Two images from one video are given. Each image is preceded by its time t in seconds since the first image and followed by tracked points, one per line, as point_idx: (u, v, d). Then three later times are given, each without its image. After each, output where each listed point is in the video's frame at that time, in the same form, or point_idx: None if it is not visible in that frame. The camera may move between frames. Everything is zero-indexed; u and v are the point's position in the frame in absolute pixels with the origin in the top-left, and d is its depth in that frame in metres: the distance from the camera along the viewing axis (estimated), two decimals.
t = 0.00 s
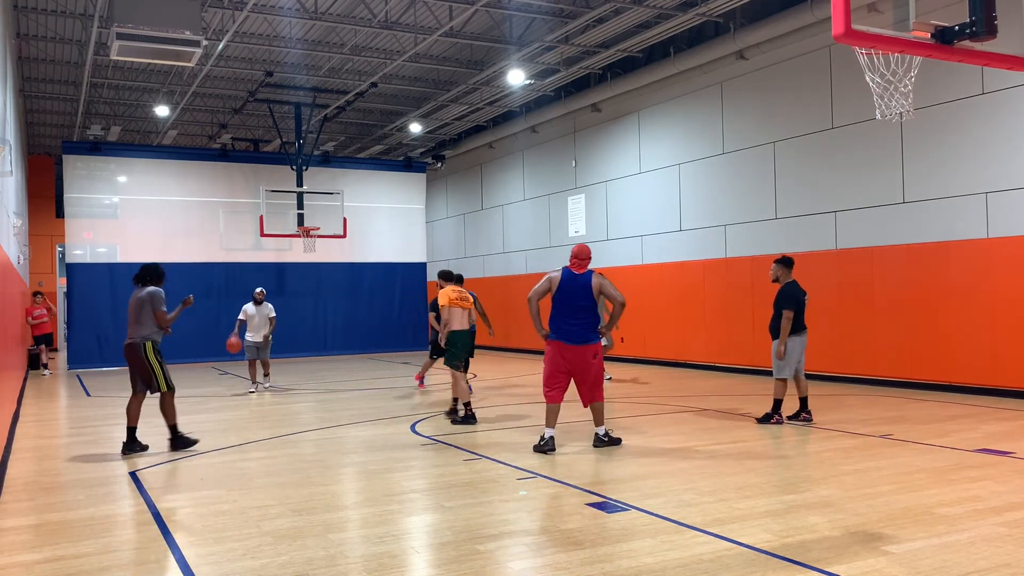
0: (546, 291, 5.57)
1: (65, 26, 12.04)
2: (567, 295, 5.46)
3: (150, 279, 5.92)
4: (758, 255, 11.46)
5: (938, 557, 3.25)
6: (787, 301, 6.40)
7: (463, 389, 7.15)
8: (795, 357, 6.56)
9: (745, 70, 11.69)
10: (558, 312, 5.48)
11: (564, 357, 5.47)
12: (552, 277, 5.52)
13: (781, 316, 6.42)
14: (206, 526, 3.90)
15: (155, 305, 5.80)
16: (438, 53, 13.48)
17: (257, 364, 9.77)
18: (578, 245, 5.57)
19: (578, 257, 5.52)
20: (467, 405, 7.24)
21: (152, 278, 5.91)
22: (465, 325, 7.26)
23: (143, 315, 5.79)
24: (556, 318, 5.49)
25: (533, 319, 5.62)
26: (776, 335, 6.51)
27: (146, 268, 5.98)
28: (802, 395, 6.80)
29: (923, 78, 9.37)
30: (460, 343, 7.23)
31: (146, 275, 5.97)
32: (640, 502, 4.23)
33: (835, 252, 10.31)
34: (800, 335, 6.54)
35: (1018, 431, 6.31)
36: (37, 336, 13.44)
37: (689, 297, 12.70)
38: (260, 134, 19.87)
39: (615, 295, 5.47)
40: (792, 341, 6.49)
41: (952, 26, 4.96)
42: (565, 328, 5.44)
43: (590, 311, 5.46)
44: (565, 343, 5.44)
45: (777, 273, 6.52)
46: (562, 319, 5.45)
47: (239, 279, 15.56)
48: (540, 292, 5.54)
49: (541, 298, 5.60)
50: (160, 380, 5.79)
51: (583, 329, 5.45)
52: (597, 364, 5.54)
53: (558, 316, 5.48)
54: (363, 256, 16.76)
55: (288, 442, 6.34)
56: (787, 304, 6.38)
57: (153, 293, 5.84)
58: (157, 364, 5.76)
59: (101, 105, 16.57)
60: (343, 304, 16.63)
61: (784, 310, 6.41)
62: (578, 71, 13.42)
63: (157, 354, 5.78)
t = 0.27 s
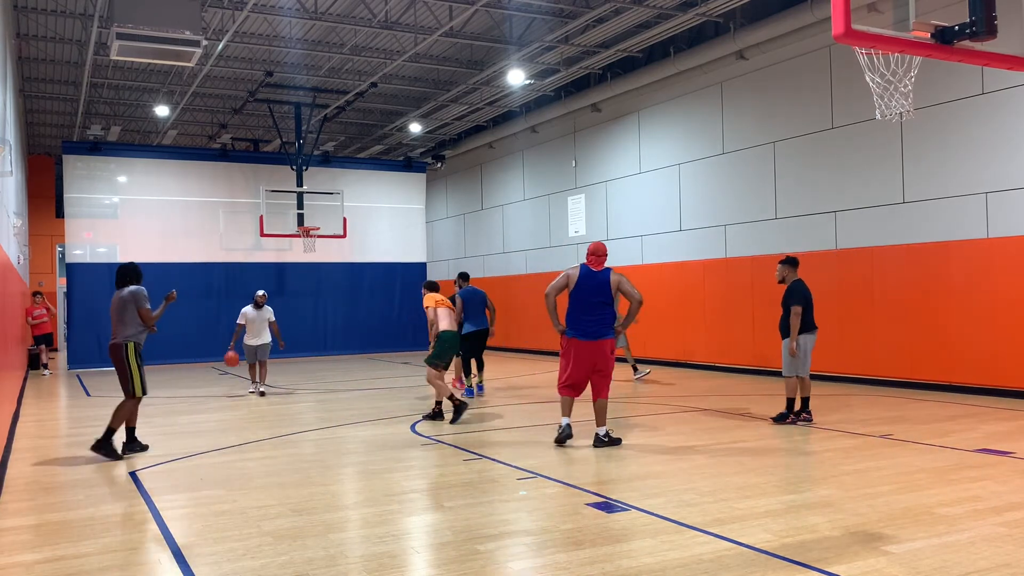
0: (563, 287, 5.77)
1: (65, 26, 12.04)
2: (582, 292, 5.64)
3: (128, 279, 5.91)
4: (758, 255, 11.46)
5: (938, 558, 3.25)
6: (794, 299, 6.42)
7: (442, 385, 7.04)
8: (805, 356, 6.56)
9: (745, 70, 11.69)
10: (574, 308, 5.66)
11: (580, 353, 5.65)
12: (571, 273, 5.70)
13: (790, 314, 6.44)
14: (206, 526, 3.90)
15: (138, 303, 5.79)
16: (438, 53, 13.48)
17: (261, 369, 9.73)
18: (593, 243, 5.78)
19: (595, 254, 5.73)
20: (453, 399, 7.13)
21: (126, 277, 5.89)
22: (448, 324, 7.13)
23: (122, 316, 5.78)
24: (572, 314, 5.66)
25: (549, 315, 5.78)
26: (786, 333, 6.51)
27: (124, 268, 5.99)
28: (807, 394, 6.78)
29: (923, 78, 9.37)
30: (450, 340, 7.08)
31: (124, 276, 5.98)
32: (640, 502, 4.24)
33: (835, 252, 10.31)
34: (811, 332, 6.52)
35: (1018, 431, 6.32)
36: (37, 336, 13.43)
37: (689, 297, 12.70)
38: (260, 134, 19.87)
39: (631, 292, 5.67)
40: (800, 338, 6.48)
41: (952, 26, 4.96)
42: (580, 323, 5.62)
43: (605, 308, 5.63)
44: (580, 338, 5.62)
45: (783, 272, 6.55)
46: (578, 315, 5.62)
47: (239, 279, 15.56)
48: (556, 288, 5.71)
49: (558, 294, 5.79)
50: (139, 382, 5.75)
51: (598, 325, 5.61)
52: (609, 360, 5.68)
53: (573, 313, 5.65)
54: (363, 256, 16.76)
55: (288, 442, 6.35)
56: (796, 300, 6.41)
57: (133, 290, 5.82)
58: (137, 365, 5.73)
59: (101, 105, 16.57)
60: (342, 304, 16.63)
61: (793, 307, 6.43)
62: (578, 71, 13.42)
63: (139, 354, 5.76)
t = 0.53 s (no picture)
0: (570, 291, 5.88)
1: (65, 26, 12.04)
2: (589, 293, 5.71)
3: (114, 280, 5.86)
4: (758, 255, 11.46)
5: (938, 558, 3.25)
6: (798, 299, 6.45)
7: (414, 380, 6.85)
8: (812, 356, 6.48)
9: (745, 70, 11.69)
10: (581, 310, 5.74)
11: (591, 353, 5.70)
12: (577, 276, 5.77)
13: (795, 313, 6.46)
14: (206, 526, 3.90)
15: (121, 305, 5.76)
16: (438, 53, 13.48)
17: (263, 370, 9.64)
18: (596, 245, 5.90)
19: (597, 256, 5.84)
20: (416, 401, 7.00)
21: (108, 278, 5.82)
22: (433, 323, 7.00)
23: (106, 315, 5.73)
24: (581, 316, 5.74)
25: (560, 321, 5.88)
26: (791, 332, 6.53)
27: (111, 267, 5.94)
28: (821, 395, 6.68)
29: (923, 78, 9.37)
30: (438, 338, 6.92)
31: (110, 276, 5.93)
32: (640, 502, 4.24)
33: (835, 252, 10.31)
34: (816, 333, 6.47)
35: (1018, 431, 6.31)
36: (37, 336, 13.43)
37: (689, 297, 12.70)
38: (260, 134, 19.87)
39: (637, 289, 5.74)
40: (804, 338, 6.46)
41: (952, 25, 4.95)
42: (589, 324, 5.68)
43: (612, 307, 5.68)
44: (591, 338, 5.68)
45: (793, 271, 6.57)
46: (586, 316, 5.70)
47: (239, 279, 15.56)
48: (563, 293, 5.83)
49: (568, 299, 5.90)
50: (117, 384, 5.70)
51: (608, 325, 5.66)
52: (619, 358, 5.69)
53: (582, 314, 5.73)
54: (363, 256, 16.76)
55: (287, 442, 6.34)
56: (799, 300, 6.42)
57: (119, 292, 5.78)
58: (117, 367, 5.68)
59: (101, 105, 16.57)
60: (342, 305, 16.63)
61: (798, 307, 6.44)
62: (578, 71, 13.42)
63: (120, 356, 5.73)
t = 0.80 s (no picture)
0: (575, 292, 5.93)
1: (65, 26, 12.04)
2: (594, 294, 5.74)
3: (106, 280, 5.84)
4: (758, 255, 11.46)
5: (938, 558, 3.25)
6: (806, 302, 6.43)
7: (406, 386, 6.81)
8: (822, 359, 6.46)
9: (745, 70, 11.69)
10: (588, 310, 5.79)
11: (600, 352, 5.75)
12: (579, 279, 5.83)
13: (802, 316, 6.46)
14: (206, 526, 3.90)
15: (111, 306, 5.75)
16: (438, 53, 13.48)
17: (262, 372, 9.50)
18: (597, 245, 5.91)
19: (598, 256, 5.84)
20: (404, 409, 6.84)
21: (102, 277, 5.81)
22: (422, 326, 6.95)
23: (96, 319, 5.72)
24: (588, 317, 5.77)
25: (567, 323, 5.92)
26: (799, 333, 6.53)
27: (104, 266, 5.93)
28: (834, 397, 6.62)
29: (923, 78, 9.37)
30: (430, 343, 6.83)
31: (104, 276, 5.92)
32: (640, 502, 4.23)
33: (835, 252, 10.31)
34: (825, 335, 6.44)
35: (1018, 431, 6.31)
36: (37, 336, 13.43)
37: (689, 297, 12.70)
38: (260, 134, 19.88)
39: (638, 286, 5.71)
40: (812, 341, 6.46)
41: (953, 25, 4.95)
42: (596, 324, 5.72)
43: (618, 307, 5.71)
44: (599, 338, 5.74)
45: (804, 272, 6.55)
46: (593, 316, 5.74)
47: (239, 279, 15.57)
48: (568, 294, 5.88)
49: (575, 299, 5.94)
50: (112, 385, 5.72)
51: (615, 324, 5.70)
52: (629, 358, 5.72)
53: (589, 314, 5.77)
54: (363, 256, 16.76)
55: (287, 442, 6.34)
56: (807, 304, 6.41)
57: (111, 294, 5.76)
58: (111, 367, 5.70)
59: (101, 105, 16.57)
60: (342, 305, 16.63)
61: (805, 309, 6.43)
62: (578, 71, 13.42)
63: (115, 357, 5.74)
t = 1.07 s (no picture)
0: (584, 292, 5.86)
1: (65, 26, 12.04)
2: (605, 297, 5.71)
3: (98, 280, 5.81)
4: (758, 255, 11.46)
5: (938, 558, 3.25)
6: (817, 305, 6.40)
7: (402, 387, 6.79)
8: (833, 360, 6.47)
9: (745, 70, 11.69)
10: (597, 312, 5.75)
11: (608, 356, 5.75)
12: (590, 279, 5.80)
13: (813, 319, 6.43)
14: (206, 525, 3.90)
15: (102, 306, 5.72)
16: (438, 53, 13.48)
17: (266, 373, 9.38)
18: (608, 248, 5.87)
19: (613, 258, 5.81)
20: (404, 408, 6.84)
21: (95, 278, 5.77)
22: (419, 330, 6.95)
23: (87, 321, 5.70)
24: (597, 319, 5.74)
25: (574, 324, 5.87)
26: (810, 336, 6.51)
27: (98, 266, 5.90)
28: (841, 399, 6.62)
29: (923, 78, 9.38)
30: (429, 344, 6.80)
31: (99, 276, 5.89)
32: (640, 502, 4.23)
33: (835, 252, 10.31)
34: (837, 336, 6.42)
35: (1018, 431, 6.31)
36: (37, 336, 13.43)
37: (689, 297, 12.70)
38: (260, 134, 19.88)
39: (650, 291, 5.70)
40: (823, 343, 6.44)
41: (953, 26, 4.95)
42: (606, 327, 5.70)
43: (629, 310, 5.70)
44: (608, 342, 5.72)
45: (814, 273, 6.52)
46: (603, 319, 5.71)
47: (239, 279, 15.57)
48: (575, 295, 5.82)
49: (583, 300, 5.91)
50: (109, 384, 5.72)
51: (624, 328, 5.69)
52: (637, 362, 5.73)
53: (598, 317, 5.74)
54: (363, 256, 16.77)
55: (287, 442, 6.34)
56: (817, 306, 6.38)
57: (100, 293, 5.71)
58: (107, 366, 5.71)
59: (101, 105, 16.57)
60: (342, 305, 16.62)
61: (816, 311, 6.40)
62: (578, 71, 13.42)
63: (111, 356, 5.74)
